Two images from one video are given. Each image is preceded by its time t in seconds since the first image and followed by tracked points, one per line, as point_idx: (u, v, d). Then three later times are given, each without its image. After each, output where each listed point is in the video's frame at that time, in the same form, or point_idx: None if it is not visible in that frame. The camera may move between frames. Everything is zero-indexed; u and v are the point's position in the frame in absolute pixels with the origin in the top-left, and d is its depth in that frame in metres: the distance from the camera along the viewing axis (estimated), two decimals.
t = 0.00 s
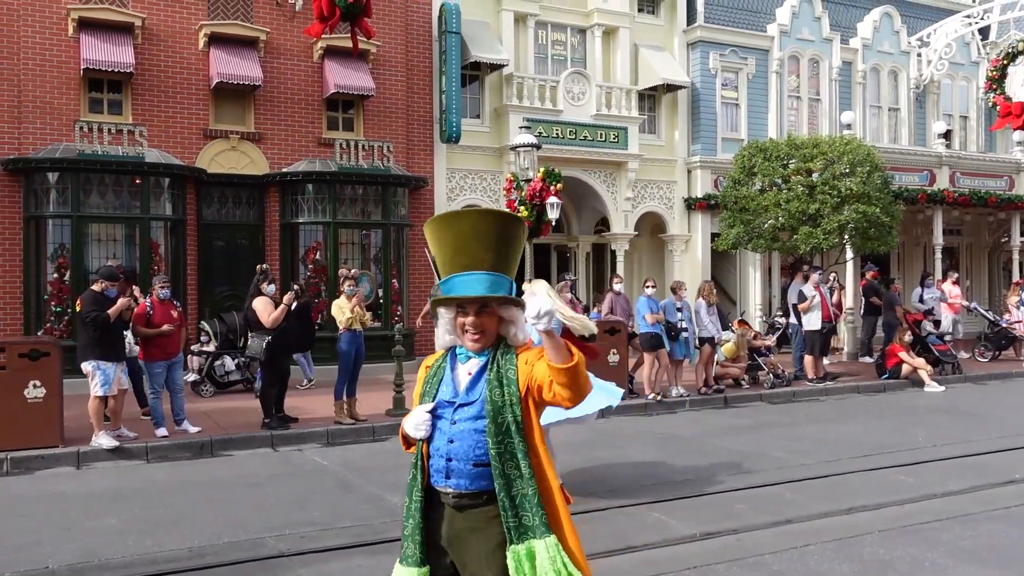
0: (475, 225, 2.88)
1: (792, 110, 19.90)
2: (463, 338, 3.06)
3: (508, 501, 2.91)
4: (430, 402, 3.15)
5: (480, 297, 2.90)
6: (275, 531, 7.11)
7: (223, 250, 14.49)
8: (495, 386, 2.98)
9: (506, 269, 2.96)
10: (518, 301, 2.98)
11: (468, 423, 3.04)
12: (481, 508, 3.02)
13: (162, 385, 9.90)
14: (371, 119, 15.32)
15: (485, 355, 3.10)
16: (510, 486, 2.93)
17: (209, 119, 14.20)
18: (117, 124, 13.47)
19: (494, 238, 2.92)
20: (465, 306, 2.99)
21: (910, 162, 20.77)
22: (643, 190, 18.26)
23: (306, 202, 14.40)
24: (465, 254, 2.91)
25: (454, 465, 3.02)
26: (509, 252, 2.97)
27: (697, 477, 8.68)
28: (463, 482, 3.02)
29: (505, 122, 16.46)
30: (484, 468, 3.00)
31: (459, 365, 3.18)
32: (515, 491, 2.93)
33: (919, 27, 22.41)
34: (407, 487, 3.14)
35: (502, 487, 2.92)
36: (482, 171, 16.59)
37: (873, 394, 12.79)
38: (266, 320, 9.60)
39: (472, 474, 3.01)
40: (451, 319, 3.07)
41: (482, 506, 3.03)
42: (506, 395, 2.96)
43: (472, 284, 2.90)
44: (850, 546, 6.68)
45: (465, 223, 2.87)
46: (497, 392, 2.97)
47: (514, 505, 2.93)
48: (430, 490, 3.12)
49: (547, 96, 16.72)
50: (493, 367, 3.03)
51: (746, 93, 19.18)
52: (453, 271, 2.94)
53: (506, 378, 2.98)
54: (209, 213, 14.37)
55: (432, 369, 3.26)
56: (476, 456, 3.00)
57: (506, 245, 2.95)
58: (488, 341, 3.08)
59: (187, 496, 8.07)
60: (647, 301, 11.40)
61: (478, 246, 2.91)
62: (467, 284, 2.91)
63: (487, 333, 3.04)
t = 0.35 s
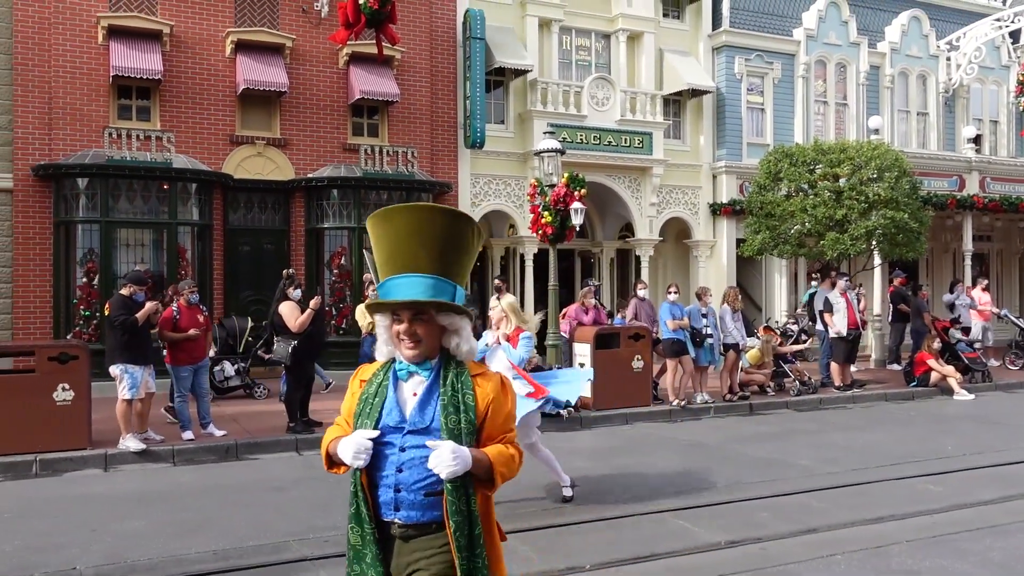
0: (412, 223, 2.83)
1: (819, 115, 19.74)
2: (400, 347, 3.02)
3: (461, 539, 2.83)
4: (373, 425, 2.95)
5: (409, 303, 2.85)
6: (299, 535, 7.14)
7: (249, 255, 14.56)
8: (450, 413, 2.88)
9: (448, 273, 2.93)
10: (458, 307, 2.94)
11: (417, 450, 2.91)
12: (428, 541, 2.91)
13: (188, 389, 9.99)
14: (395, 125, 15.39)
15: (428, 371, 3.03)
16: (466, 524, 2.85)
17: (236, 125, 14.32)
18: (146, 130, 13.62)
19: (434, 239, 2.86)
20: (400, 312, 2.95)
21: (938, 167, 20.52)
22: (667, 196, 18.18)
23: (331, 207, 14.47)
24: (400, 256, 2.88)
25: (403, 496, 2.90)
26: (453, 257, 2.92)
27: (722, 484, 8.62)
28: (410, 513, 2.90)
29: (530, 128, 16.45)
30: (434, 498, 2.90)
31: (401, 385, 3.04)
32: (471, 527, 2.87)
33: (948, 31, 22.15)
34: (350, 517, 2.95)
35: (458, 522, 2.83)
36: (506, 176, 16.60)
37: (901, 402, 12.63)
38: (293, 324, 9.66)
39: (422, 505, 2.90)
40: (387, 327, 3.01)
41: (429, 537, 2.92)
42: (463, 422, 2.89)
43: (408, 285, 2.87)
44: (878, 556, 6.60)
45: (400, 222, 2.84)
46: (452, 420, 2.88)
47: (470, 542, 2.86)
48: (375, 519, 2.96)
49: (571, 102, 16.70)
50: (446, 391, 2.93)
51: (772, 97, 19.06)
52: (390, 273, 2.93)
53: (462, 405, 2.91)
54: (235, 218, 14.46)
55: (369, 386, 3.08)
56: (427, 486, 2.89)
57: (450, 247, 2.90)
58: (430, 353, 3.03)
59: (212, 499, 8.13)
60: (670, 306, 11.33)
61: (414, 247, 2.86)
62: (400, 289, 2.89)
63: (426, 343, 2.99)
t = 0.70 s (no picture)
0: (328, 205, 2.59)
1: (848, 116, 19.56)
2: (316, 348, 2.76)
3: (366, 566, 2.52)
4: (290, 438, 2.75)
5: (310, 296, 2.60)
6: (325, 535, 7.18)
7: (276, 257, 14.64)
8: (353, 423, 2.58)
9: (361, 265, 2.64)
10: (371, 305, 2.65)
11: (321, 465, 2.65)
12: (343, 567, 2.64)
13: (215, 390, 10.07)
14: (420, 128, 15.43)
15: (345, 376, 2.74)
16: (376, 550, 2.54)
17: (263, 128, 14.43)
18: (175, 133, 13.76)
19: (354, 228, 2.60)
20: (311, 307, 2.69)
21: (969, 168, 20.25)
22: (694, 198, 18.08)
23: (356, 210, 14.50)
24: (313, 245, 2.65)
25: (309, 515, 2.68)
26: (374, 252, 2.64)
27: (748, 488, 8.55)
28: (318, 534, 2.67)
29: (555, 130, 16.44)
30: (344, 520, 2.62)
31: (322, 392, 2.80)
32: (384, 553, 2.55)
33: (981, 30, 21.83)
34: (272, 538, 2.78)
35: (362, 549, 2.52)
36: (531, 178, 16.58)
37: (931, 406, 12.45)
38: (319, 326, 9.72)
39: (332, 526, 2.65)
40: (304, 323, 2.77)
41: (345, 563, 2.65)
42: (368, 435, 2.57)
43: (317, 277, 2.64)
44: (908, 562, 6.51)
45: (315, 204, 2.61)
46: (355, 431, 2.57)
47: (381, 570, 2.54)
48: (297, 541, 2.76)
49: (597, 104, 16.66)
50: (352, 400, 2.62)
51: (800, 98, 18.91)
52: (309, 261, 2.69)
53: (369, 415, 2.59)
54: (261, 221, 14.56)
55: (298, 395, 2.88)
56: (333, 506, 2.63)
57: (371, 240, 2.62)
58: (347, 356, 2.74)
59: (238, 499, 8.19)
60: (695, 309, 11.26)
61: (330, 234, 2.62)
62: (313, 279, 2.66)
63: (337, 345, 2.70)
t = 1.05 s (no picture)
0: (223, 196, 2.33)
1: (872, 112, 19.39)
2: (198, 354, 2.50)
3: None
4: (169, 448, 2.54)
5: (188, 298, 2.33)
6: (345, 532, 7.20)
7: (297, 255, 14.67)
8: (221, 439, 2.34)
9: (256, 270, 2.36)
10: (256, 315, 2.38)
11: (190, 482, 2.42)
12: None
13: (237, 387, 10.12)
14: (442, 125, 15.45)
15: (226, 385, 2.48)
16: None
17: (285, 126, 14.50)
18: (198, 131, 13.85)
19: (249, 226, 2.33)
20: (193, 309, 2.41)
21: (995, 166, 20.03)
22: (716, 196, 17.98)
23: (378, 207, 14.52)
24: (204, 241, 2.37)
25: (173, 538, 2.49)
26: (269, 256, 2.37)
27: (770, 487, 8.50)
28: (184, 559, 2.48)
29: (577, 127, 16.41)
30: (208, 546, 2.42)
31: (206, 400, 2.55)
32: None
33: (1008, 26, 21.53)
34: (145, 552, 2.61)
35: None
36: (552, 176, 16.57)
37: (957, 405, 12.32)
38: (341, 322, 9.73)
39: (196, 551, 2.46)
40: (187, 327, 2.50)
41: None
42: (234, 452, 2.32)
43: (204, 279, 2.37)
44: (934, 563, 6.43)
45: (215, 193, 2.34)
46: (222, 447, 2.33)
47: None
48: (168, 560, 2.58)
49: (618, 101, 16.62)
50: (223, 414, 2.38)
51: (824, 95, 18.76)
52: (197, 257, 2.42)
53: (238, 431, 2.34)
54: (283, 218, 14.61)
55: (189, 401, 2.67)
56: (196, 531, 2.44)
57: (267, 241, 2.36)
58: (228, 366, 2.47)
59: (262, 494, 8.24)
60: (717, 306, 11.21)
61: (222, 230, 2.35)
62: (199, 278, 2.39)
63: (218, 354, 2.45)
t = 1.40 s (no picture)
0: (80, 193, 2.11)
1: (888, 106, 19.27)
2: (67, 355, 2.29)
3: None
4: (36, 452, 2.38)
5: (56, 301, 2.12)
6: (358, 523, 7.25)
7: (311, 246, 14.80)
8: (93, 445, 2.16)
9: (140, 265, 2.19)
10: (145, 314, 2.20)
11: (44, 490, 2.31)
12: None
13: (252, 378, 10.18)
14: (456, 117, 15.43)
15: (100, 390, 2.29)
16: None
17: (299, 118, 14.53)
18: (212, 123, 13.90)
19: (110, 217, 2.12)
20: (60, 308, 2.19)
21: (1012, 160, 19.89)
22: (729, 190, 17.91)
23: (392, 199, 14.56)
24: (66, 234, 2.14)
25: (20, 549, 2.32)
26: (144, 248, 2.17)
27: (783, 481, 8.49)
28: (29, 575, 2.32)
29: (591, 120, 16.39)
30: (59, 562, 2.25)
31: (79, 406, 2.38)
32: None
33: None
34: None
35: None
36: (566, 169, 16.56)
37: (972, 401, 12.26)
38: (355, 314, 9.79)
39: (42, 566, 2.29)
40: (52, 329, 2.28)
41: None
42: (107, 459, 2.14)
43: (70, 276, 2.15)
44: (948, 558, 6.42)
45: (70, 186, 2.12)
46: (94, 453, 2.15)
47: None
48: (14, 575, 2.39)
49: (633, 94, 16.59)
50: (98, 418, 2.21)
51: (839, 89, 18.65)
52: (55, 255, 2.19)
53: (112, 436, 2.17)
54: (298, 210, 14.71)
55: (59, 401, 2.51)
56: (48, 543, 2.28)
57: (138, 232, 2.16)
58: (106, 369, 2.30)
59: (276, 485, 8.29)
60: (731, 300, 11.20)
61: (82, 224, 2.13)
62: (62, 278, 2.16)
63: (95, 354, 2.26)
